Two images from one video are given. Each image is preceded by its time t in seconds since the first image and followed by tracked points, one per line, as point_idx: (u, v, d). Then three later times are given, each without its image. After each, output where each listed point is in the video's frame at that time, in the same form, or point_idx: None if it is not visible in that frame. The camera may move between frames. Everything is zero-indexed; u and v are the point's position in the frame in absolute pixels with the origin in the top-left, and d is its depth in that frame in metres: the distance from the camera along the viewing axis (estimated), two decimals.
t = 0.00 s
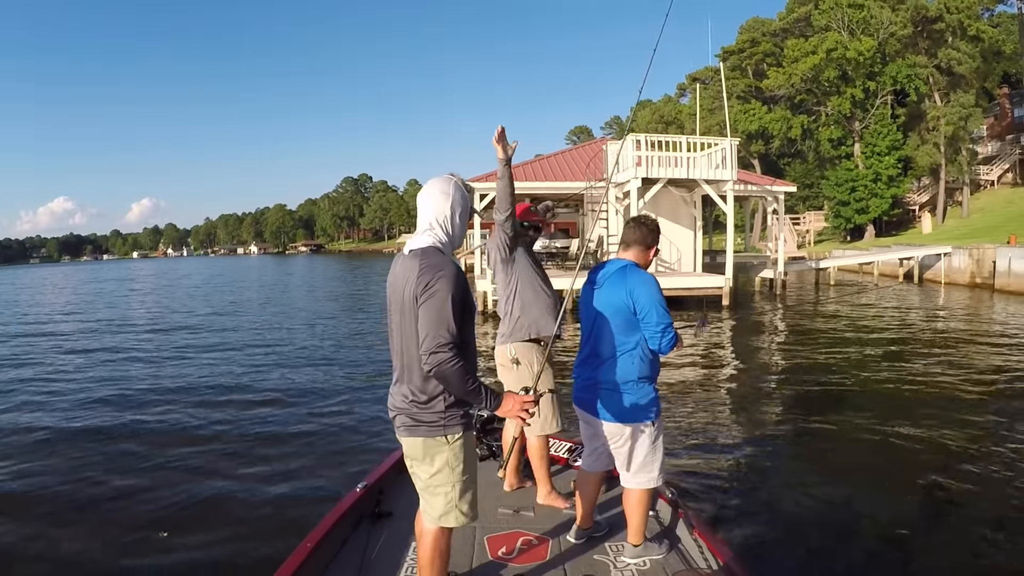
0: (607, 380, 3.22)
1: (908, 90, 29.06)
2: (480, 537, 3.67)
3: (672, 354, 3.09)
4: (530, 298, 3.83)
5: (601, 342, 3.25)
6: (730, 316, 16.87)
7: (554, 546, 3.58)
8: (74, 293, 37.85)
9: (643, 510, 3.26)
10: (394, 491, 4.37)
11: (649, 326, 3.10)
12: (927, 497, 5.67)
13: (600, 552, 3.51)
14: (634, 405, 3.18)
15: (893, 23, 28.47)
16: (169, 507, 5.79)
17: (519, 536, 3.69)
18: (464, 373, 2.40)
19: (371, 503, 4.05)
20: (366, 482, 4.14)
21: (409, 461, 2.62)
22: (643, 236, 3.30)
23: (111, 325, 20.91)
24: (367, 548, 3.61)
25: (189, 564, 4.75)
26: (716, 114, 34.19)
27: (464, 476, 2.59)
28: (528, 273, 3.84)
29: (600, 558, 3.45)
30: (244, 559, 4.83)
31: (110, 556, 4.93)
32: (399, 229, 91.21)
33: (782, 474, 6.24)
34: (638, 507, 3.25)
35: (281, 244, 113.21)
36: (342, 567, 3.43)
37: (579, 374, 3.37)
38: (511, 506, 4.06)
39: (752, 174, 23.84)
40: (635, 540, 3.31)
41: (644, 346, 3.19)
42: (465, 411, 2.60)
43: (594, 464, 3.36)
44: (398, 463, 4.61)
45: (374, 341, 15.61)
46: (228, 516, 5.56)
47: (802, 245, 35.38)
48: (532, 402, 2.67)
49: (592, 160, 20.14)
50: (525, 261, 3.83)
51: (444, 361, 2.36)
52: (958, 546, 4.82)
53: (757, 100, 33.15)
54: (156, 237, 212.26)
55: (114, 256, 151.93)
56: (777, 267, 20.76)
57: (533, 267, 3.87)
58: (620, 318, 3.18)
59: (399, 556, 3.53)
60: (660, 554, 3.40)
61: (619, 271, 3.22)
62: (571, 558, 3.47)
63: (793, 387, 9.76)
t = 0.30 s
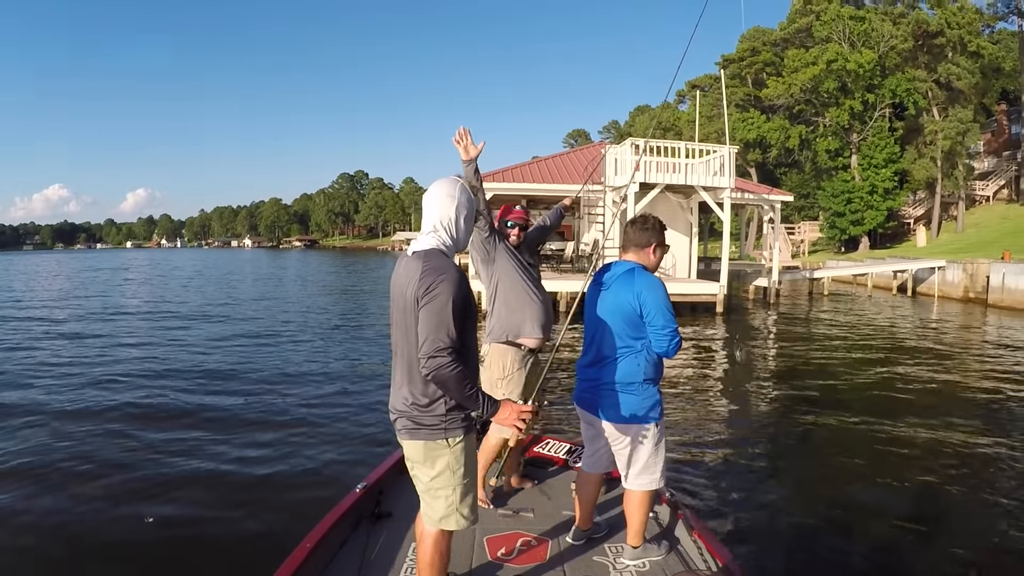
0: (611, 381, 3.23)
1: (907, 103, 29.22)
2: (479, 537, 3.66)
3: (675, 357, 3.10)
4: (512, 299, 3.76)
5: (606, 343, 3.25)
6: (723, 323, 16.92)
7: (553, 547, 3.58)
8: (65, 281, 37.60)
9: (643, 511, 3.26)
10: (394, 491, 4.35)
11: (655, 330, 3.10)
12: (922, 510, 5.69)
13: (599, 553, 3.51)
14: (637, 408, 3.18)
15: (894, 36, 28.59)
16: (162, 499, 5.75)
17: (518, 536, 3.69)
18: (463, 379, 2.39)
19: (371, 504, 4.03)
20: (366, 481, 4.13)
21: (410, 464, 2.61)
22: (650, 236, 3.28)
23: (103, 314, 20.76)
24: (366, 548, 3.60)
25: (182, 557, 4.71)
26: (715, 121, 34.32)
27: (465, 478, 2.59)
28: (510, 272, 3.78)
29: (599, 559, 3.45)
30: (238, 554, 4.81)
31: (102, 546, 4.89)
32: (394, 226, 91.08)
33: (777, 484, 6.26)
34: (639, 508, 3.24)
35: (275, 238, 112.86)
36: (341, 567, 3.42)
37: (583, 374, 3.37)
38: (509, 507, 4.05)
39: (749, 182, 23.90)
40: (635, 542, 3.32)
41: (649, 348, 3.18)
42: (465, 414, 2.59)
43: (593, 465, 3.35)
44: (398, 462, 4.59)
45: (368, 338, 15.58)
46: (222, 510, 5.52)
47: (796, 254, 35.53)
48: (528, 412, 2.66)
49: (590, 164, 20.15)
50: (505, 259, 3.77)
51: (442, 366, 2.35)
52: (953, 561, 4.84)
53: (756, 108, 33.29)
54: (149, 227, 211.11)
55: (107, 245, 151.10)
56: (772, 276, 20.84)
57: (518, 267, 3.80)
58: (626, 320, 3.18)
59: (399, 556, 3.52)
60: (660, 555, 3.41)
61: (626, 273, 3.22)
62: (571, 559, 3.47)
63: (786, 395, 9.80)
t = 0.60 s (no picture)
0: (611, 380, 3.22)
1: (902, 98, 29.26)
2: (479, 537, 3.67)
3: (673, 356, 3.09)
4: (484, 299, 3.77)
5: (605, 343, 3.26)
6: (719, 317, 16.96)
7: (553, 547, 3.58)
8: (58, 276, 37.40)
9: (644, 510, 3.27)
10: (394, 491, 4.34)
11: (651, 328, 3.09)
12: (920, 505, 5.70)
13: (600, 552, 3.52)
14: (637, 406, 3.17)
15: (890, 31, 28.58)
16: (157, 497, 5.72)
17: (518, 536, 3.69)
18: (462, 380, 2.38)
19: (371, 504, 4.03)
20: (366, 482, 4.13)
21: (410, 465, 2.61)
22: (646, 235, 3.28)
23: (97, 310, 20.66)
24: (367, 548, 3.60)
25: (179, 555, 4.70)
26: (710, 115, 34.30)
27: (465, 480, 2.59)
28: (484, 273, 3.78)
29: (600, 559, 3.45)
30: (235, 553, 4.78)
31: (98, 546, 4.86)
32: (389, 222, 90.89)
33: (775, 479, 6.26)
34: (639, 507, 3.25)
35: (270, 233, 112.46)
36: (342, 567, 3.42)
37: (583, 374, 3.37)
38: (509, 506, 4.06)
39: (745, 176, 23.92)
40: (635, 540, 3.33)
41: (647, 347, 3.18)
42: (465, 415, 2.58)
43: (593, 465, 3.35)
44: (398, 463, 4.59)
45: (364, 333, 15.54)
46: (219, 508, 5.50)
47: (791, 248, 35.64)
48: (527, 415, 2.65)
49: (586, 158, 20.12)
50: (478, 259, 3.76)
51: (440, 367, 2.33)
52: (952, 557, 4.85)
53: (752, 103, 33.28)
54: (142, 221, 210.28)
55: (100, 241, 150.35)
56: (767, 270, 20.87)
57: (492, 268, 3.80)
58: (624, 319, 3.18)
59: (400, 556, 3.52)
60: (660, 554, 3.42)
61: (623, 272, 3.22)
62: (571, 558, 3.47)
63: (782, 390, 9.84)
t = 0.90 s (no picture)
0: (609, 378, 3.20)
1: (898, 92, 29.24)
2: (479, 537, 3.65)
3: (669, 354, 3.08)
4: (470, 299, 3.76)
5: (603, 342, 3.23)
6: (717, 312, 16.95)
7: (553, 546, 3.57)
8: (53, 275, 37.22)
9: (644, 509, 3.26)
10: (394, 490, 4.32)
11: (646, 326, 3.08)
12: (921, 500, 5.71)
13: (600, 552, 3.50)
14: (635, 403, 3.16)
15: (886, 25, 28.51)
16: (156, 495, 5.71)
17: (518, 535, 3.67)
18: (463, 381, 2.36)
19: (371, 503, 4.01)
20: (366, 481, 4.10)
21: (411, 465, 2.59)
22: (639, 232, 3.27)
23: (92, 309, 20.53)
24: (367, 547, 3.59)
25: (178, 554, 4.68)
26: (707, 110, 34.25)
27: (465, 478, 2.57)
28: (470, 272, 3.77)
29: (600, 558, 3.44)
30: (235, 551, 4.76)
31: (98, 545, 4.84)
32: (386, 219, 90.74)
33: (775, 474, 6.26)
34: (639, 506, 3.24)
35: (267, 231, 112.22)
36: (342, 567, 3.41)
37: (581, 373, 3.35)
38: (508, 506, 4.04)
39: (742, 171, 23.91)
40: (636, 538, 3.32)
41: (644, 345, 3.16)
42: (465, 414, 2.57)
43: (593, 463, 3.33)
44: (398, 462, 4.56)
45: (361, 331, 15.49)
46: (218, 505, 5.48)
47: (788, 243, 35.65)
48: (529, 416, 2.63)
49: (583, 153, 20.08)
50: (462, 258, 3.74)
51: (442, 370, 2.32)
52: (953, 552, 4.85)
53: (748, 97, 33.24)
54: (138, 219, 209.86)
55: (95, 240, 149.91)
56: (765, 265, 20.87)
57: (481, 268, 3.77)
58: (619, 318, 3.17)
59: (400, 556, 3.51)
60: (660, 553, 3.41)
61: (617, 270, 3.21)
62: (572, 557, 3.46)
63: (780, 385, 9.84)
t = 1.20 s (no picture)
0: (607, 379, 3.19)
1: (897, 94, 29.29)
2: (479, 537, 3.63)
3: (666, 354, 3.07)
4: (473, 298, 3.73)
5: (601, 343, 3.22)
6: (715, 314, 16.94)
7: (553, 547, 3.55)
8: (50, 276, 37.05)
9: (642, 511, 3.24)
10: (393, 491, 4.30)
11: (642, 326, 3.07)
12: (921, 501, 5.70)
13: (599, 552, 3.48)
14: (632, 405, 3.15)
15: (885, 28, 28.55)
16: (154, 493, 5.69)
17: (518, 536, 3.66)
18: (466, 382, 2.35)
19: (371, 503, 3.99)
20: (366, 482, 4.09)
21: (410, 463, 2.57)
22: (637, 232, 3.26)
23: (88, 310, 20.43)
24: (367, 548, 3.57)
25: (177, 552, 4.66)
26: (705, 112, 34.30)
27: (465, 477, 2.55)
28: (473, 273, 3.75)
29: (599, 559, 3.42)
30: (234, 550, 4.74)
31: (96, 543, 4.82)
32: (384, 221, 90.70)
33: (774, 475, 6.26)
34: (637, 507, 3.22)
35: (265, 232, 112.04)
36: (342, 567, 3.39)
37: (579, 374, 3.32)
38: (507, 507, 4.02)
39: (740, 174, 23.93)
40: (635, 540, 3.31)
41: (641, 346, 3.15)
42: (466, 414, 2.55)
43: (591, 464, 3.32)
44: (399, 462, 4.54)
45: (358, 332, 15.45)
46: (217, 504, 5.46)
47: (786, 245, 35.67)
48: (530, 417, 2.61)
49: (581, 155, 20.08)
50: (464, 258, 3.72)
51: (445, 370, 2.31)
52: (952, 552, 4.85)
53: (747, 100, 33.29)
54: (136, 220, 209.54)
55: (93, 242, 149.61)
56: (763, 267, 20.87)
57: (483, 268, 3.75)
58: (616, 318, 3.16)
59: (401, 556, 3.49)
60: (660, 554, 3.39)
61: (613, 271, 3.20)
62: (571, 559, 3.44)
63: (778, 386, 9.84)
